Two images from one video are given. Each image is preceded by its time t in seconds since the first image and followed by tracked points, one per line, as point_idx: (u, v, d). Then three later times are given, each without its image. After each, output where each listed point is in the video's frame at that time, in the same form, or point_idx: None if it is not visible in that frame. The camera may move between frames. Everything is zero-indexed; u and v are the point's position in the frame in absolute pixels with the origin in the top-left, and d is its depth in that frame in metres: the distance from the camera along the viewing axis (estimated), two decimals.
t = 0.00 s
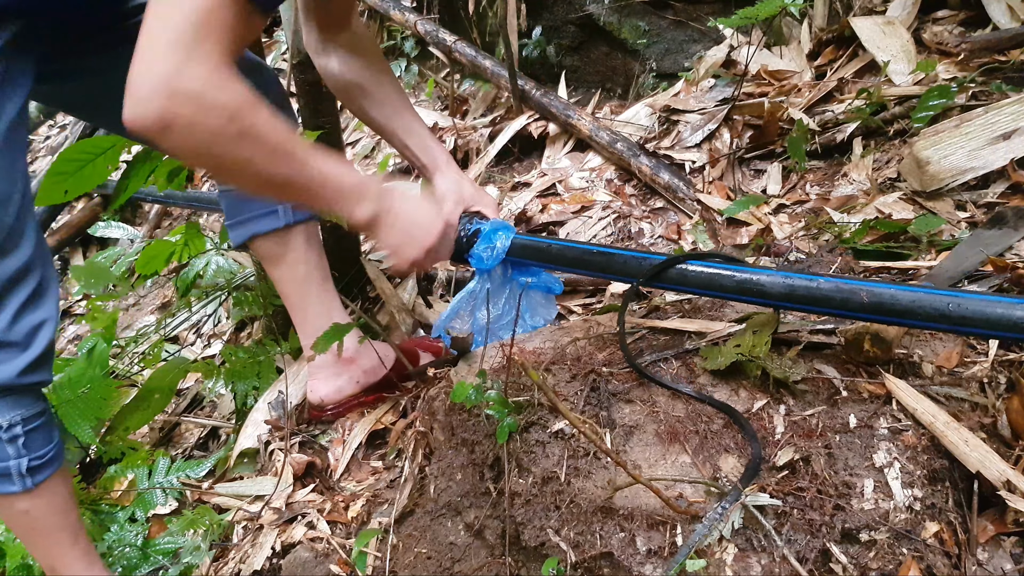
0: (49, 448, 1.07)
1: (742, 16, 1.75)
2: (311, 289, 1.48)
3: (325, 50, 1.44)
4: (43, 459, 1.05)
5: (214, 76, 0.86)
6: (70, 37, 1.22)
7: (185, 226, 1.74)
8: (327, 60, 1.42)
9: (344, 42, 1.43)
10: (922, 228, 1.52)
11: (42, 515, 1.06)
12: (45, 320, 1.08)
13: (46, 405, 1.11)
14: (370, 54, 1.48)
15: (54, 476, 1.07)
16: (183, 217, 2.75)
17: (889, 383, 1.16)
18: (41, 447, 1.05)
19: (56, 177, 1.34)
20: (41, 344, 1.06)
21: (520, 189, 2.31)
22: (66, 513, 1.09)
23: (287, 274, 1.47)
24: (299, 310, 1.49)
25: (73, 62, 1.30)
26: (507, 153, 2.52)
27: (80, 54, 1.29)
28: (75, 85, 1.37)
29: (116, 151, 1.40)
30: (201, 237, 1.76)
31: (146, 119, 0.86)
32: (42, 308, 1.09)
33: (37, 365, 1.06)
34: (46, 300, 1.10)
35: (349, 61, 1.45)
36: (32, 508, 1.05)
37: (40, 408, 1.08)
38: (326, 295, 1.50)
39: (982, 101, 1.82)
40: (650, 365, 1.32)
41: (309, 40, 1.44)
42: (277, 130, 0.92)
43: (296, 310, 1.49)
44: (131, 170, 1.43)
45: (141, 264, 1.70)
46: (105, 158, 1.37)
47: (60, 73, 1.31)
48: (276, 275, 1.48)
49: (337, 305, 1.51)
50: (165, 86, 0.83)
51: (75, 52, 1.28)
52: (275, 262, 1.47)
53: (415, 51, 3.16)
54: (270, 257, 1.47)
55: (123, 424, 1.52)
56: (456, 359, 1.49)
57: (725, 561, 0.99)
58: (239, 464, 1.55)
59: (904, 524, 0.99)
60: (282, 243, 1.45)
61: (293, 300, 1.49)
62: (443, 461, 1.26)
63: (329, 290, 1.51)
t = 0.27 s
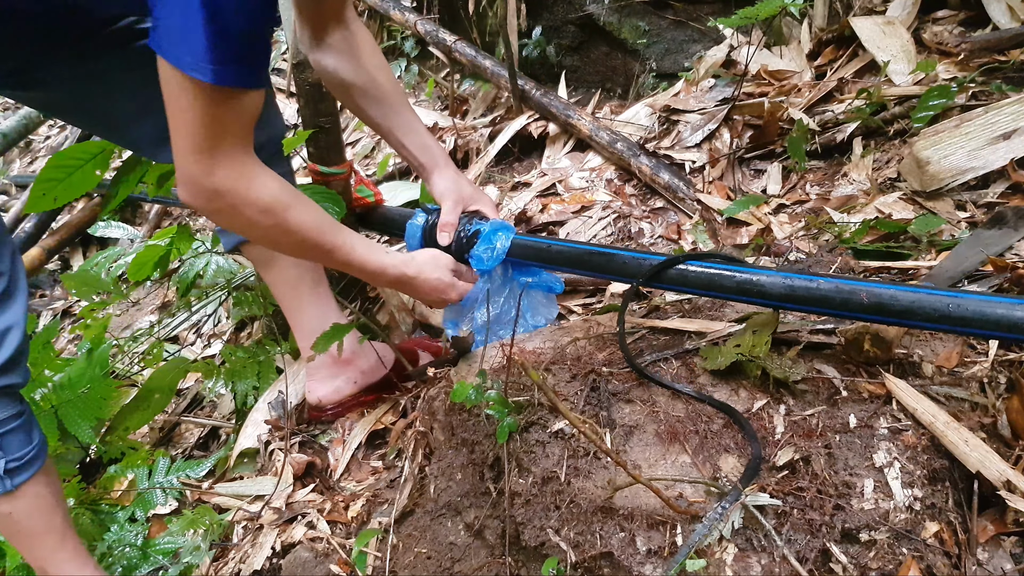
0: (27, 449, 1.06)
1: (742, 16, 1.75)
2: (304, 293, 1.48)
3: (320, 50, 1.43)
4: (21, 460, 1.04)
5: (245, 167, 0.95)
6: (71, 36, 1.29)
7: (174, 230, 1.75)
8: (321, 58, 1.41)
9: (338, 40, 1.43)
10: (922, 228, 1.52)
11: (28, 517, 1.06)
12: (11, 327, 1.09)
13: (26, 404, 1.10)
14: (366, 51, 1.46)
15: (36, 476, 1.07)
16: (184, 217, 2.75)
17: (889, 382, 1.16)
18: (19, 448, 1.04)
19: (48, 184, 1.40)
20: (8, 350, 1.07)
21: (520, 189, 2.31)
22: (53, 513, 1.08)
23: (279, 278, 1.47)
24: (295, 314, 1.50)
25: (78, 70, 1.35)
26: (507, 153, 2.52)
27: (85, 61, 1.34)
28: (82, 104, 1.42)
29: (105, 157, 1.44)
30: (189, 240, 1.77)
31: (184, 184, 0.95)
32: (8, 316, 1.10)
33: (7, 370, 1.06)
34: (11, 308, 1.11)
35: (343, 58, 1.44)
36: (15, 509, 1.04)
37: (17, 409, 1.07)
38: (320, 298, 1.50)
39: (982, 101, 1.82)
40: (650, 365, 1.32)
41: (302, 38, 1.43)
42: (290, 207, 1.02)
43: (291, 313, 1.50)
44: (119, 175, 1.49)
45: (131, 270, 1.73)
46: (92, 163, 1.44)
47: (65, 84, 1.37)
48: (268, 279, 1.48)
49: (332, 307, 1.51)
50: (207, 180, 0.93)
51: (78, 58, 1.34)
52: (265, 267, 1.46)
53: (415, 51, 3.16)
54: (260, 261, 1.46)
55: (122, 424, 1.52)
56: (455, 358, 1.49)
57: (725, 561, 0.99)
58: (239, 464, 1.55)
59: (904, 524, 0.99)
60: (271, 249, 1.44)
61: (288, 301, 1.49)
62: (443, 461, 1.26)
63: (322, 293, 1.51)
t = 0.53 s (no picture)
0: (36, 447, 1.06)
1: (742, 16, 1.75)
2: (307, 291, 1.48)
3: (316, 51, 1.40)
4: (30, 458, 1.04)
5: (297, 147, 0.95)
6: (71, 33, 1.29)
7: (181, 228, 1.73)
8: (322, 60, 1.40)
9: (336, 42, 1.41)
10: (922, 228, 1.52)
11: (33, 515, 1.05)
12: (23, 323, 1.08)
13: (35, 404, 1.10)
14: (363, 53, 1.46)
15: (44, 475, 1.07)
16: (183, 217, 2.75)
17: (889, 382, 1.16)
18: (28, 446, 1.04)
19: (53, 175, 1.43)
20: (22, 347, 1.06)
21: (520, 189, 2.30)
22: (57, 513, 1.08)
23: (283, 277, 1.47)
24: (297, 312, 1.49)
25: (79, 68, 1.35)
26: (507, 153, 2.52)
27: (85, 58, 1.35)
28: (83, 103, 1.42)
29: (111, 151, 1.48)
30: (197, 239, 1.75)
31: (236, 167, 0.93)
32: (21, 312, 1.08)
33: (18, 367, 1.05)
34: (26, 306, 1.10)
35: (340, 60, 1.43)
36: (22, 508, 1.04)
37: (25, 408, 1.07)
38: (324, 296, 1.49)
39: (982, 101, 1.82)
40: (650, 365, 1.32)
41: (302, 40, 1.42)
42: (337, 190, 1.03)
43: (293, 311, 1.50)
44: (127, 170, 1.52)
45: (137, 265, 1.72)
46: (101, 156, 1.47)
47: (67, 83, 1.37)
48: (272, 278, 1.49)
49: (335, 305, 1.51)
50: (262, 160, 0.92)
51: (80, 56, 1.34)
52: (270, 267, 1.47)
53: (415, 51, 3.16)
54: (265, 259, 1.47)
55: (122, 424, 1.52)
56: (455, 358, 1.49)
57: (725, 560, 0.99)
58: (239, 464, 1.55)
59: (904, 524, 0.99)
60: (274, 249, 1.45)
61: (290, 301, 1.49)
62: (443, 461, 1.26)
63: (326, 291, 1.50)
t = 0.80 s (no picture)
0: (53, 445, 1.05)
1: (743, 16, 1.75)
2: (312, 288, 1.48)
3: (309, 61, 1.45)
4: (48, 455, 1.04)
5: (217, 73, 0.83)
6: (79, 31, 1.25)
7: (192, 226, 1.76)
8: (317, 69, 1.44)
9: (330, 54, 1.46)
10: (922, 228, 1.52)
11: (43, 512, 1.05)
12: (51, 317, 1.08)
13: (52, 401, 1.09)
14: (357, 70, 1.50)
15: (57, 475, 1.06)
16: (183, 217, 2.75)
17: (889, 382, 1.16)
18: (46, 443, 1.04)
19: (62, 181, 1.44)
20: (48, 342, 1.06)
21: (520, 189, 2.30)
22: (66, 512, 1.07)
23: (289, 273, 1.47)
24: (300, 309, 1.48)
25: (84, 64, 1.32)
26: (507, 153, 2.52)
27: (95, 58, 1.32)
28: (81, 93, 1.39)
29: (118, 155, 1.47)
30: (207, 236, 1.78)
31: (161, 123, 0.83)
32: (47, 307, 1.08)
33: (43, 362, 1.05)
34: (52, 301, 1.09)
35: (333, 70, 1.47)
36: (34, 505, 1.04)
37: (44, 405, 1.06)
38: (328, 294, 1.49)
39: (982, 101, 1.82)
40: (650, 365, 1.32)
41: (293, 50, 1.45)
42: (288, 124, 0.88)
43: (296, 308, 1.49)
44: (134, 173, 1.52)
45: (146, 263, 1.72)
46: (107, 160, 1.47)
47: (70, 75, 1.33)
48: (278, 274, 1.49)
49: (339, 304, 1.51)
50: (176, 89, 0.80)
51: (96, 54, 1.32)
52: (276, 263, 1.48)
53: (414, 51, 3.15)
54: (272, 255, 1.47)
55: (122, 424, 1.52)
56: (455, 358, 1.48)
57: (725, 560, 0.99)
58: (239, 464, 1.55)
59: (904, 524, 0.99)
60: (282, 244, 1.46)
61: (295, 298, 1.48)
62: (443, 461, 1.26)
63: (331, 289, 1.50)
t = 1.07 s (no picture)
0: (53, 444, 1.05)
1: (742, 16, 1.75)
2: (313, 286, 1.47)
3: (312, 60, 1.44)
4: (47, 455, 1.03)
5: (385, 90, 0.98)
6: (80, 27, 1.27)
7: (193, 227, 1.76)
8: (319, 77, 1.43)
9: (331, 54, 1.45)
10: (922, 228, 1.53)
11: (44, 512, 1.05)
12: (51, 316, 1.07)
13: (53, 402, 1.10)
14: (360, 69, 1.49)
15: (58, 474, 1.06)
16: (183, 217, 2.75)
17: (889, 382, 1.16)
18: (46, 443, 1.04)
19: (64, 179, 1.45)
20: (48, 341, 1.05)
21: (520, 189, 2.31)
22: (67, 511, 1.08)
23: (290, 273, 1.47)
24: (301, 308, 1.48)
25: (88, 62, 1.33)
26: (507, 154, 2.52)
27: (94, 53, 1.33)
28: (87, 95, 1.39)
29: (121, 154, 1.47)
30: (208, 237, 1.78)
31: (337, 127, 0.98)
32: (48, 306, 1.08)
33: (43, 362, 1.04)
34: (51, 300, 1.09)
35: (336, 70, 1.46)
36: (35, 504, 1.03)
37: (45, 405, 1.06)
38: (329, 293, 1.49)
39: (982, 101, 1.82)
40: (650, 365, 1.32)
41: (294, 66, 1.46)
42: (427, 121, 1.07)
43: (297, 307, 1.48)
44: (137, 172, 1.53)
45: (148, 263, 1.72)
46: (109, 159, 1.47)
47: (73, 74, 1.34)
48: (279, 273, 1.48)
49: (340, 303, 1.51)
50: (364, 103, 0.96)
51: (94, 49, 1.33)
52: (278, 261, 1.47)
53: (414, 51, 3.15)
54: (273, 254, 1.46)
55: (122, 424, 1.52)
56: (456, 356, 1.49)
57: (725, 561, 0.99)
58: (239, 464, 1.55)
59: (904, 524, 0.99)
60: (285, 244, 1.46)
61: (296, 297, 1.48)
62: (443, 461, 1.26)
63: (332, 288, 1.50)
